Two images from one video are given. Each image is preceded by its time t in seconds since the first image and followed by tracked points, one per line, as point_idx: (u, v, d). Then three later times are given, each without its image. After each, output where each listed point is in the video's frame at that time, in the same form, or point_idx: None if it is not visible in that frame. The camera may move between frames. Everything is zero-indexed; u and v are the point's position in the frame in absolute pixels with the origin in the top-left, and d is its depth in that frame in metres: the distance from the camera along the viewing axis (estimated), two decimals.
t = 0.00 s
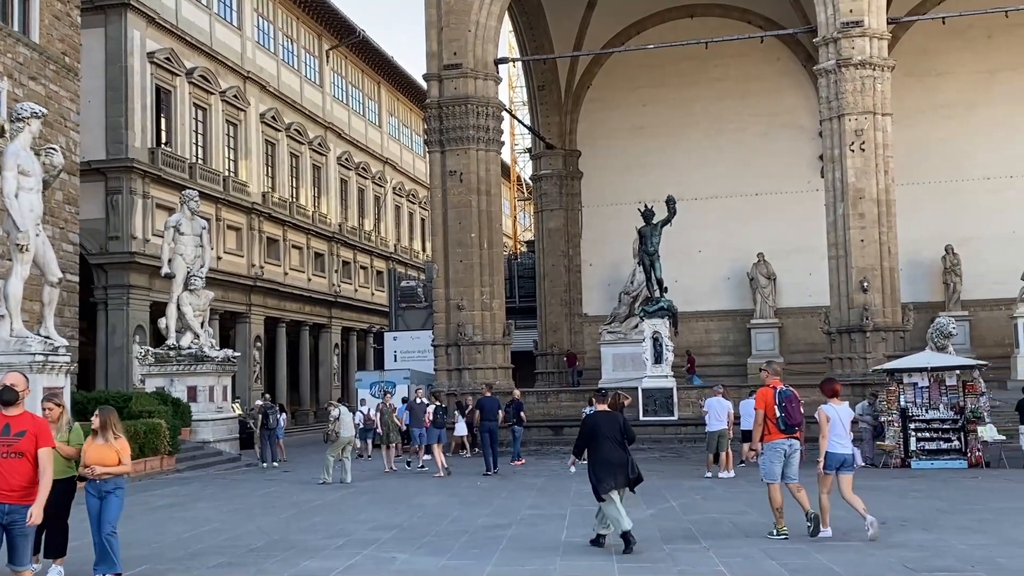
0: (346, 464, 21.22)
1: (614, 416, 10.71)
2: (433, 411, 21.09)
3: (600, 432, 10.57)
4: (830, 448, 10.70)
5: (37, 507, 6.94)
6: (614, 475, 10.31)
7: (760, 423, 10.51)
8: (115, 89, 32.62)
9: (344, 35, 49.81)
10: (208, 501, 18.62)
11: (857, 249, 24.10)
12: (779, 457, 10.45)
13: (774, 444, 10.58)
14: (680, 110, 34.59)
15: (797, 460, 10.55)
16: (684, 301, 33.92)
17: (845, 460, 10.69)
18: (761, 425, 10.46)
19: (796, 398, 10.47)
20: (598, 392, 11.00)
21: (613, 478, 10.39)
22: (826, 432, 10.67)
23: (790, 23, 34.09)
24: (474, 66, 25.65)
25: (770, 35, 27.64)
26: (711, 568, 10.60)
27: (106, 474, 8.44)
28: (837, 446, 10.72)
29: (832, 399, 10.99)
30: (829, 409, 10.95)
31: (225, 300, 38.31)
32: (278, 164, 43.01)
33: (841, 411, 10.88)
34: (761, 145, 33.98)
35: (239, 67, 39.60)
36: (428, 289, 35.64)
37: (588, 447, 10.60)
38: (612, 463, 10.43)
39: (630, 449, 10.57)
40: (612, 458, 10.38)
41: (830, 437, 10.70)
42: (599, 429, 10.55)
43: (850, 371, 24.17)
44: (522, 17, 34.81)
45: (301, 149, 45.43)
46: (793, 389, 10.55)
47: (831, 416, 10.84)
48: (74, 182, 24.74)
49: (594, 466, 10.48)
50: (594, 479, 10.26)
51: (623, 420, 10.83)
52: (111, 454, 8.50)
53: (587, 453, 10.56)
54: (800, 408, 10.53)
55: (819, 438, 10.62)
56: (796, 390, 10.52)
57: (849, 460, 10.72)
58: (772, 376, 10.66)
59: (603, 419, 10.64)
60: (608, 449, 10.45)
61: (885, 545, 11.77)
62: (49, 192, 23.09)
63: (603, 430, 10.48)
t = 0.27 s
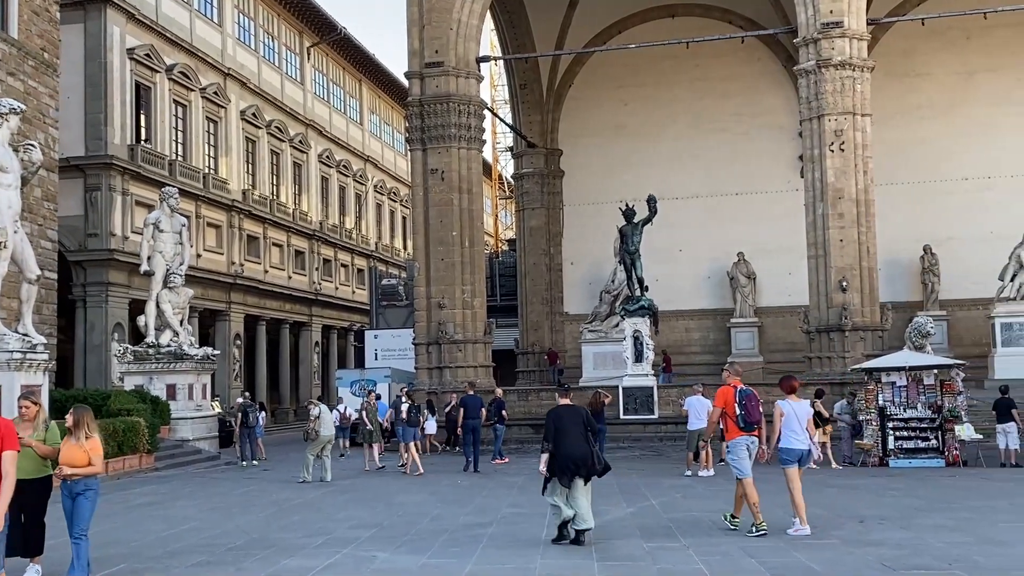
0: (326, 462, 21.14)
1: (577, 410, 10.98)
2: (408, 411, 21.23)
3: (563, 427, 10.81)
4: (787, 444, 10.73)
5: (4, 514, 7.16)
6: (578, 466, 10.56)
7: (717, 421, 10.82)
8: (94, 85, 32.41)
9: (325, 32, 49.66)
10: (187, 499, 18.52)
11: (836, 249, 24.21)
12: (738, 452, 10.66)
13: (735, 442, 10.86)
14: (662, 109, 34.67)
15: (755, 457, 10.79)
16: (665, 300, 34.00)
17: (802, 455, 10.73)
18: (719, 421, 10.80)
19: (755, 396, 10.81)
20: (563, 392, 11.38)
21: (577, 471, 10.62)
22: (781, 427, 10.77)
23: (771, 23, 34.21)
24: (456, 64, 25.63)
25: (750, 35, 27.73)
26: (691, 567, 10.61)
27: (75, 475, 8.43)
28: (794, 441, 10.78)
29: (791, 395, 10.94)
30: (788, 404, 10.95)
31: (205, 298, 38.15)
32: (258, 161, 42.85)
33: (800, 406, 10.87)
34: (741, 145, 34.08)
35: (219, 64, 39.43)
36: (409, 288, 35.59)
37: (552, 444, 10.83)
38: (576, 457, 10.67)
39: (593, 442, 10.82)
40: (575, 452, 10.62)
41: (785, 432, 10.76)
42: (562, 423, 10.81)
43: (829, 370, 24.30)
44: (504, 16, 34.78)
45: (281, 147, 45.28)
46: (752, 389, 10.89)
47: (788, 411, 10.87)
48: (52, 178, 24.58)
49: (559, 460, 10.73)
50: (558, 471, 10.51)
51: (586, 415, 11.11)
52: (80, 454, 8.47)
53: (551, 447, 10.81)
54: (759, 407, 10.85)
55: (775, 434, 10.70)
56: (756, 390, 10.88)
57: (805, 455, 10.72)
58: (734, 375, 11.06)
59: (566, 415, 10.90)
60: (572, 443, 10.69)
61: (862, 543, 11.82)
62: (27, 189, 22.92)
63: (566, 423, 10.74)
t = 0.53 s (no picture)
0: (306, 460, 21.09)
1: (533, 411, 11.29)
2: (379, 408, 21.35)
3: (523, 427, 11.10)
4: (748, 443, 11.03)
5: None
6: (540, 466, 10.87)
7: (678, 418, 11.27)
8: (73, 80, 32.21)
9: (306, 29, 49.51)
10: (165, 498, 18.43)
11: (815, 248, 24.33)
12: (696, 450, 11.13)
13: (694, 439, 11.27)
14: (643, 108, 34.74)
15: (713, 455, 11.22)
16: (645, 299, 34.09)
17: (762, 455, 11.02)
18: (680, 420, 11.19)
19: (715, 396, 11.17)
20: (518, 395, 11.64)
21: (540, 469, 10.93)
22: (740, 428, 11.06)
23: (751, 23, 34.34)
24: (437, 62, 25.60)
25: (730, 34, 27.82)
26: (670, 565, 10.63)
27: (42, 474, 8.34)
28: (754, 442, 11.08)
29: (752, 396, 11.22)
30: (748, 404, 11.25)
31: (184, 295, 37.99)
32: (238, 158, 42.69)
33: (760, 407, 11.17)
34: (721, 144, 34.20)
35: (199, 60, 39.25)
36: (390, 285, 35.54)
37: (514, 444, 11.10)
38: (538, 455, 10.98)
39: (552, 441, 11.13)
40: (538, 450, 10.93)
41: (745, 433, 11.08)
42: (520, 425, 11.08)
43: (808, 368, 24.42)
44: (485, 14, 34.73)
45: (261, 144, 45.11)
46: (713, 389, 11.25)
47: (748, 412, 11.16)
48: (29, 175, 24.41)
49: (520, 461, 11.02)
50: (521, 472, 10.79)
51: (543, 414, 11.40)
52: (46, 452, 8.39)
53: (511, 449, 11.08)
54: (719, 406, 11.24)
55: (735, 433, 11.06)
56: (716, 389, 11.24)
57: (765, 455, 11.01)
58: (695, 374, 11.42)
59: (524, 416, 11.19)
60: (534, 442, 10.99)
61: (839, 541, 11.87)
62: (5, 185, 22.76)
63: (525, 424, 11.05)
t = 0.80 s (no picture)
0: (284, 458, 21.02)
1: (495, 405, 11.72)
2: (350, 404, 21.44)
3: (483, 420, 11.53)
4: (713, 438, 11.32)
5: None
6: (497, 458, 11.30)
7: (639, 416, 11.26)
8: (50, 76, 31.99)
9: (286, 25, 49.31)
10: (143, 496, 18.34)
11: (794, 247, 24.41)
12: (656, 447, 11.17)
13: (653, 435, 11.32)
14: (623, 106, 34.79)
15: (675, 450, 11.24)
16: (625, 297, 34.16)
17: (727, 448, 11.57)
18: (641, 418, 11.20)
19: (674, 393, 11.22)
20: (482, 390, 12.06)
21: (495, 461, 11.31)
22: (708, 422, 11.30)
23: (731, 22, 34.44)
24: (417, 60, 25.56)
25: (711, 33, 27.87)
26: (647, 562, 10.66)
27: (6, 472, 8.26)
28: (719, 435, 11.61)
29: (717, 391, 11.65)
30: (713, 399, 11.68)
31: (162, 292, 37.81)
32: (217, 155, 42.50)
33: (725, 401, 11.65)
34: (700, 143, 34.29)
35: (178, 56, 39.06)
36: (370, 283, 35.47)
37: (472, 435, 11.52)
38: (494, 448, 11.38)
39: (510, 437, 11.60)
40: (495, 442, 11.35)
41: (712, 427, 11.33)
42: (483, 418, 11.53)
43: (787, 366, 24.52)
44: (465, 11, 34.48)
45: (241, 140, 44.92)
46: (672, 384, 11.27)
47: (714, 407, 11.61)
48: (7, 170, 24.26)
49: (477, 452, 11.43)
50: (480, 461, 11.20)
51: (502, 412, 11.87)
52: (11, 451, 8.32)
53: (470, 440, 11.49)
54: (678, 402, 11.30)
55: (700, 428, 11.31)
56: (674, 386, 11.28)
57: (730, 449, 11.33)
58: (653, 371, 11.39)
59: (485, 410, 11.62)
60: (492, 434, 11.41)
61: (816, 538, 11.92)
62: None
63: (485, 416, 11.48)
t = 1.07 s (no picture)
0: (263, 456, 20.95)
1: (459, 407, 11.83)
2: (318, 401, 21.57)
3: (446, 422, 11.63)
4: (673, 434, 12.00)
5: None
6: (458, 458, 11.39)
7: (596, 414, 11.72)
8: (28, 70, 31.78)
9: (267, 20, 49.13)
10: (121, 493, 18.24)
11: (774, 245, 24.50)
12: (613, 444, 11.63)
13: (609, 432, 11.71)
14: (603, 104, 34.83)
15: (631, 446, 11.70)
16: (605, 294, 34.21)
17: (685, 444, 12.04)
18: (597, 416, 11.59)
19: (629, 392, 11.59)
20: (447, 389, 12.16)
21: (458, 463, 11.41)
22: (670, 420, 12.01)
23: (712, 20, 34.54)
24: (398, 56, 25.52)
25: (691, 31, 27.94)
26: (626, 559, 10.67)
27: None
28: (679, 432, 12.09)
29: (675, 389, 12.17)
30: (672, 398, 12.17)
31: (140, 289, 37.61)
32: (196, 151, 42.31)
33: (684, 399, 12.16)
34: (680, 141, 34.37)
35: (157, 51, 38.86)
36: (350, 280, 35.40)
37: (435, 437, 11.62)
38: (457, 450, 11.48)
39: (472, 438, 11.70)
40: (458, 445, 11.46)
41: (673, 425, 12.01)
42: (446, 418, 11.63)
43: (766, 364, 24.63)
44: (446, 7, 34.42)
45: (220, 136, 44.74)
46: (627, 383, 11.64)
47: (674, 405, 12.11)
48: None
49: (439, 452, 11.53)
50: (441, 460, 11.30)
51: (466, 413, 11.97)
52: None
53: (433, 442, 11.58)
54: (632, 400, 11.69)
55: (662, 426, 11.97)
56: (630, 384, 11.64)
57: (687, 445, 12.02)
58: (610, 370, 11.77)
59: (449, 412, 11.71)
60: (455, 436, 11.52)
61: (794, 534, 11.97)
62: None
63: (450, 419, 11.58)
